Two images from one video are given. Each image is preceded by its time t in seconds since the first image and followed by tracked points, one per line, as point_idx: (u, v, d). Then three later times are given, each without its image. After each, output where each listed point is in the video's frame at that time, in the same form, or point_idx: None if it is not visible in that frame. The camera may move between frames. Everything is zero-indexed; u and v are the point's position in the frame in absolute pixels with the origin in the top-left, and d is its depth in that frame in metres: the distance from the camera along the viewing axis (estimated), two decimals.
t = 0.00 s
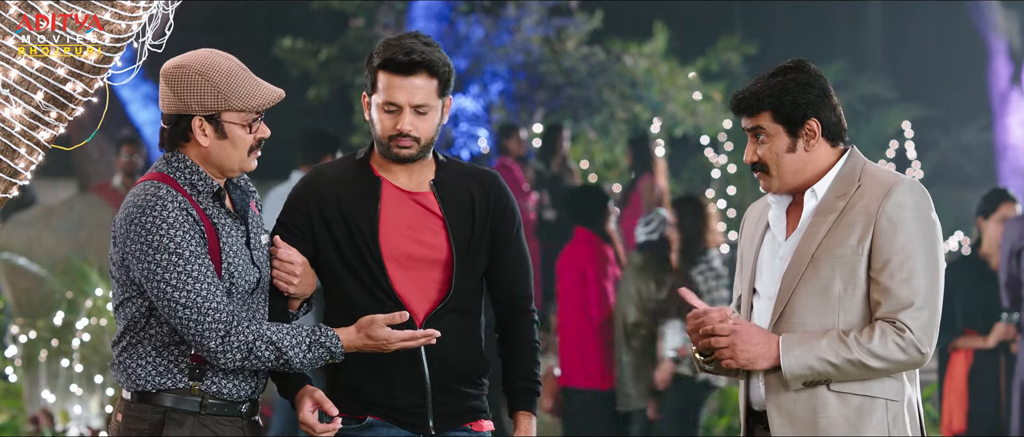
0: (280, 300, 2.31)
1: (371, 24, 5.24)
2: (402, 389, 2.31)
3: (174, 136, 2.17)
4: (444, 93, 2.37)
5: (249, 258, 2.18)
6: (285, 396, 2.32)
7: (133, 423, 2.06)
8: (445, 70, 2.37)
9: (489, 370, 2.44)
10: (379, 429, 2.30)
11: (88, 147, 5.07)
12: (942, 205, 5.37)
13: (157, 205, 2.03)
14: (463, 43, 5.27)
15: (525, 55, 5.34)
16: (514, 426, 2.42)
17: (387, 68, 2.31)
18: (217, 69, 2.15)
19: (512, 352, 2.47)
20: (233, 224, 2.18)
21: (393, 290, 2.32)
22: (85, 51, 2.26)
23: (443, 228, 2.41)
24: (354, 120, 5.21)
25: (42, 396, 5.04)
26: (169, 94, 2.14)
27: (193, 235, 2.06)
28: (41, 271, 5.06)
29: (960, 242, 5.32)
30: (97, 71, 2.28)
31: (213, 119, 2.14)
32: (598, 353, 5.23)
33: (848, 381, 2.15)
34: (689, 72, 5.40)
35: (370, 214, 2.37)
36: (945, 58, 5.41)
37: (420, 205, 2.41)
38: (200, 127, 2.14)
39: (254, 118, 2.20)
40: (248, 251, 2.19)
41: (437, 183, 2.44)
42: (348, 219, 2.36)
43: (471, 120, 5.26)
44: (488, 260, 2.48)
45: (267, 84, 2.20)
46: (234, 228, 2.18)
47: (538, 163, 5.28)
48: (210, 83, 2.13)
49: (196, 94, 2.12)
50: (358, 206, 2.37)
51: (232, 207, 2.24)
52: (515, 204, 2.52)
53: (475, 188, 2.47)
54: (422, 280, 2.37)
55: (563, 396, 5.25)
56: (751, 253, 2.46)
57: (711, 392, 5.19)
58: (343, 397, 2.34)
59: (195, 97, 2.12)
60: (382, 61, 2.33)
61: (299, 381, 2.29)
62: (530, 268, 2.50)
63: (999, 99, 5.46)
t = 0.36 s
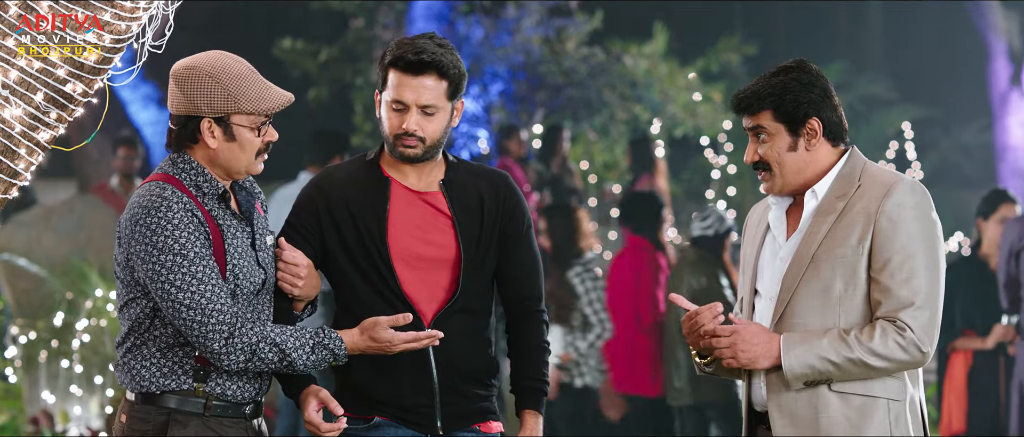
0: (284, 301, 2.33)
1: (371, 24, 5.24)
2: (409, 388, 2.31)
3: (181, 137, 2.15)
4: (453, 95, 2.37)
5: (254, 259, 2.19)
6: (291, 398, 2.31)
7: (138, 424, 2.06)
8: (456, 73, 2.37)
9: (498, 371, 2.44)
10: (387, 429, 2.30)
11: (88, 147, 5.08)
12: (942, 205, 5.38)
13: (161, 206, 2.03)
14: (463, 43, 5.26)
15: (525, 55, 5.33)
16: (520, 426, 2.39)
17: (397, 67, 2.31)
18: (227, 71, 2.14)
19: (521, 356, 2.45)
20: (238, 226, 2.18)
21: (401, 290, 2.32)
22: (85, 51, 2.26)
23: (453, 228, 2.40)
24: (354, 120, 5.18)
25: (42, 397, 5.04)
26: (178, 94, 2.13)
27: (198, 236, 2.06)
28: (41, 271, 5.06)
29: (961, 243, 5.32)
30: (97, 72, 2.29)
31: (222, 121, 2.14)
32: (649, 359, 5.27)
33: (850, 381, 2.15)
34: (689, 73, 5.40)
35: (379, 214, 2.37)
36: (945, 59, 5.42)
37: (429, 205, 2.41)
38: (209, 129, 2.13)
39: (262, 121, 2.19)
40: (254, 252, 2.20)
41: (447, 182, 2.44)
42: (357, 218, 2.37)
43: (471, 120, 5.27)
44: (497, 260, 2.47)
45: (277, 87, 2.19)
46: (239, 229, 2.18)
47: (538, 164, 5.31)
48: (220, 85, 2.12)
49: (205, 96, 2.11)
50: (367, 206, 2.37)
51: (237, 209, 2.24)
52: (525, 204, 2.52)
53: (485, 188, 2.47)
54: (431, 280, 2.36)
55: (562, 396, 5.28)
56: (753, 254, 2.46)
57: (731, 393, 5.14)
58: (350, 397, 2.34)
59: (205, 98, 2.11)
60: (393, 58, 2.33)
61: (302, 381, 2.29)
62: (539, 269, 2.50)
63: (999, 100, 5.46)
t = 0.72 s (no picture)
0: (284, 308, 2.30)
1: (371, 24, 5.23)
2: (410, 387, 2.31)
3: (195, 153, 2.14)
4: (461, 99, 2.37)
5: (252, 260, 2.20)
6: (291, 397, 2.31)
7: (139, 426, 2.07)
8: (464, 76, 2.37)
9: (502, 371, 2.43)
10: (389, 429, 2.30)
11: (88, 147, 5.08)
12: (943, 205, 5.38)
13: (160, 212, 2.02)
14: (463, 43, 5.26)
15: (525, 55, 5.33)
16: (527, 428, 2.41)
17: (406, 69, 2.31)
18: (249, 91, 2.14)
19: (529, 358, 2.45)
20: (237, 227, 2.19)
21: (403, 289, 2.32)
22: (85, 51, 2.26)
23: (456, 227, 2.40)
24: (354, 120, 5.18)
25: (42, 396, 5.04)
26: (197, 115, 2.11)
27: (198, 241, 2.06)
28: (41, 271, 5.06)
29: (960, 242, 5.33)
30: (97, 72, 2.29)
31: (242, 143, 2.14)
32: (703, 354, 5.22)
33: (853, 380, 2.15)
34: (689, 73, 5.41)
35: (382, 213, 2.37)
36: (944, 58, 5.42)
37: (433, 204, 2.41)
38: (228, 150, 2.14)
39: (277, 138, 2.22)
40: (251, 253, 2.21)
41: (451, 182, 2.43)
42: (360, 218, 2.37)
43: (471, 120, 5.26)
44: (502, 260, 2.46)
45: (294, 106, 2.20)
46: (238, 231, 2.18)
47: (539, 164, 5.30)
48: (244, 108, 2.12)
49: (229, 119, 2.11)
50: (370, 205, 2.38)
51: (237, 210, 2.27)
52: (530, 204, 2.51)
53: (490, 188, 2.46)
54: (434, 280, 2.36)
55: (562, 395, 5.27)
56: (756, 252, 2.46)
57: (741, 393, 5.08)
58: (352, 395, 2.34)
59: (229, 121, 2.11)
60: (402, 60, 2.32)
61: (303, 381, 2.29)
62: (544, 269, 2.49)
63: (999, 100, 5.46)
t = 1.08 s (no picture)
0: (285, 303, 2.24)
1: (371, 24, 5.24)
2: (408, 388, 2.23)
3: (197, 154, 2.02)
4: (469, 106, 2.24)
5: (251, 259, 2.10)
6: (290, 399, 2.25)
7: (137, 427, 1.98)
8: (474, 83, 2.24)
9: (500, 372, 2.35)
10: (385, 429, 2.23)
11: (88, 147, 5.09)
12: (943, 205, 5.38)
13: (159, 208, 1.93)
14: (463, 43, 5.25)
15: (525, 55, 5.33)
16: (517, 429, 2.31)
17: (416, 75, 2.17)
18: (253, 98, 2.02)
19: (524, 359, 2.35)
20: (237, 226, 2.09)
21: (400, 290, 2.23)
22: (85, 51, 2.25)
23: (454, 229, 2.31)
24: (354, 120, 5.18)
25: (42, 397, 5.03)
26: (201, 119, 1.98)
27: (196, 240, 1.96)
28: (41, 272, 5.07)
29: (960, 242, 5.33)
30: (97, 72, 2.28)
31: (243, 149, 2.02)
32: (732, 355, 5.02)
33: (854, 382, 2.15)
34: (689, 73, 5.42)
35: (379, 211, 2.29)
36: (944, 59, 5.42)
37: (430, 207, 2.32)
38: (229, 156, 2.02)
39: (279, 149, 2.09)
40: (251, 253, 2.11)
41: (450, 183, 2.34)
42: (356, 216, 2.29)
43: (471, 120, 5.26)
44: (499, 263, 2.37)
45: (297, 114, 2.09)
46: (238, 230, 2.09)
47: (539, 164, 5.29)
48: (248, 115, 2.00)
49: (231, 125, 1.98)
50: (367, 204, 2.30)
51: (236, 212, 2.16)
52: (530, 206, 2.41)
53: (488, 189, 2.37)
54: (431, 283, 2.27)
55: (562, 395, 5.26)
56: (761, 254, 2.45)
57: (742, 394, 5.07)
58: (350, 395, 2.26)
59: (230, 127, 1.98)
60: (412, 67, 2.18)
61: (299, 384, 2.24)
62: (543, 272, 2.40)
63: (999, 100, 5.46)
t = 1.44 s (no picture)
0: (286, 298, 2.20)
1: (371, 25, 5.24)
2: (406, 389, 2.17)
3: (177, 122, 1.99)
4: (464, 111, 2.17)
5: (249, 251, 2.02)
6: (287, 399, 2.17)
7: (138, 424, 1.92)
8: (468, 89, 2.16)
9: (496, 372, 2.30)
10: (382, 429, 2.17)
11: (88, 148, 5.09)
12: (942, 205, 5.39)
13: (149, 196, 1.89)
14: (463, 44, 5.26)
15: (525, 55, 5.33)
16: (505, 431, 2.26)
17: (407, 87, 2.10)
18: (229, 58, 2.01)
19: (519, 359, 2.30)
20: (234, 218, 2.03)
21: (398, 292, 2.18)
22: (85, 51, 2.24)
23: (451, 230, 2.25)
24: (354, 120, 5.19)
25: (41, 397, 4.99)
26: (179, 79, 1.98)
27: (184, 228, 1.90)
28: (41, 272, 5.08)
29: (960, 243, 5.36)
30: (97, 73, 2.27)
31: (221, 105, 1.98)
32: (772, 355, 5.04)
33: (855, 381, 2.15)
34: (689, 73, 5.42)
35: (377, 209, 2.24)
36: (944, 59, 5.42)
37: (428, 207, 2.26)
38: (209, 113, 1.97)
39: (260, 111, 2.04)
40: (249, 245, 2.02)
41: (447, 184, 2.28)
42: (355, 214, 2.24)
43: (471, 120, 5.26)
44: (496, 265, 2.32)
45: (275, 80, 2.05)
46: (235, 221, 2.02)
47: (539, 164, 5.29)
48: (223, 68, 1.98)
49: (206, 77, 1.96)
50: (365, 202, 2.24)
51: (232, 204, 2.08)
52: (526, 209, 2.37)
53: (485, 191, 2.31)
54: (428, 284, 2.21)
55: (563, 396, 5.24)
56: (761, 254, 2.44)
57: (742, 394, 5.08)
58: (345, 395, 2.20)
59: (206, 80, 1.96)
60: (404, 79, 2.10)
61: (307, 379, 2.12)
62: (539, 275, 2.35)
63: (999, 100, 5.46)
